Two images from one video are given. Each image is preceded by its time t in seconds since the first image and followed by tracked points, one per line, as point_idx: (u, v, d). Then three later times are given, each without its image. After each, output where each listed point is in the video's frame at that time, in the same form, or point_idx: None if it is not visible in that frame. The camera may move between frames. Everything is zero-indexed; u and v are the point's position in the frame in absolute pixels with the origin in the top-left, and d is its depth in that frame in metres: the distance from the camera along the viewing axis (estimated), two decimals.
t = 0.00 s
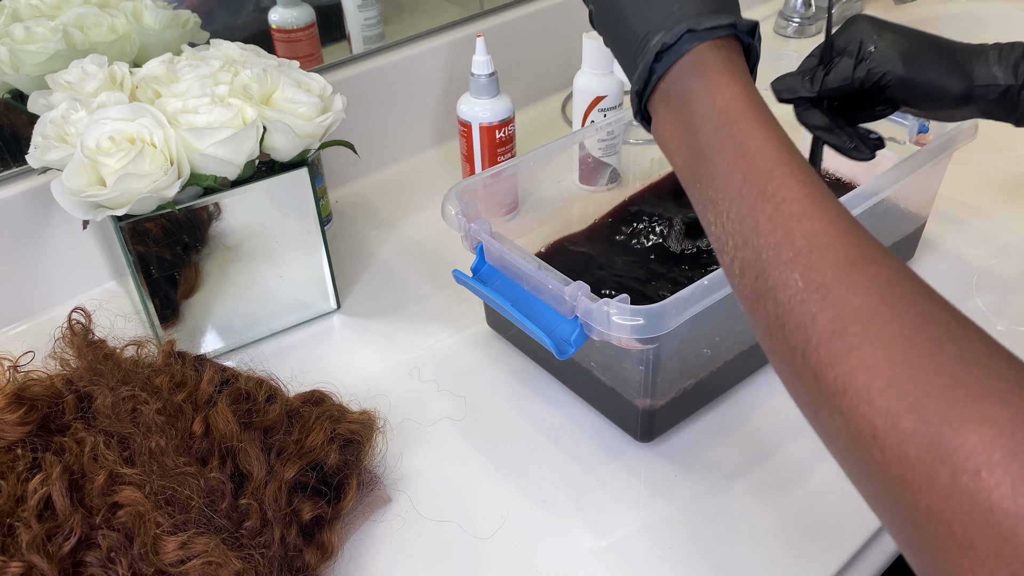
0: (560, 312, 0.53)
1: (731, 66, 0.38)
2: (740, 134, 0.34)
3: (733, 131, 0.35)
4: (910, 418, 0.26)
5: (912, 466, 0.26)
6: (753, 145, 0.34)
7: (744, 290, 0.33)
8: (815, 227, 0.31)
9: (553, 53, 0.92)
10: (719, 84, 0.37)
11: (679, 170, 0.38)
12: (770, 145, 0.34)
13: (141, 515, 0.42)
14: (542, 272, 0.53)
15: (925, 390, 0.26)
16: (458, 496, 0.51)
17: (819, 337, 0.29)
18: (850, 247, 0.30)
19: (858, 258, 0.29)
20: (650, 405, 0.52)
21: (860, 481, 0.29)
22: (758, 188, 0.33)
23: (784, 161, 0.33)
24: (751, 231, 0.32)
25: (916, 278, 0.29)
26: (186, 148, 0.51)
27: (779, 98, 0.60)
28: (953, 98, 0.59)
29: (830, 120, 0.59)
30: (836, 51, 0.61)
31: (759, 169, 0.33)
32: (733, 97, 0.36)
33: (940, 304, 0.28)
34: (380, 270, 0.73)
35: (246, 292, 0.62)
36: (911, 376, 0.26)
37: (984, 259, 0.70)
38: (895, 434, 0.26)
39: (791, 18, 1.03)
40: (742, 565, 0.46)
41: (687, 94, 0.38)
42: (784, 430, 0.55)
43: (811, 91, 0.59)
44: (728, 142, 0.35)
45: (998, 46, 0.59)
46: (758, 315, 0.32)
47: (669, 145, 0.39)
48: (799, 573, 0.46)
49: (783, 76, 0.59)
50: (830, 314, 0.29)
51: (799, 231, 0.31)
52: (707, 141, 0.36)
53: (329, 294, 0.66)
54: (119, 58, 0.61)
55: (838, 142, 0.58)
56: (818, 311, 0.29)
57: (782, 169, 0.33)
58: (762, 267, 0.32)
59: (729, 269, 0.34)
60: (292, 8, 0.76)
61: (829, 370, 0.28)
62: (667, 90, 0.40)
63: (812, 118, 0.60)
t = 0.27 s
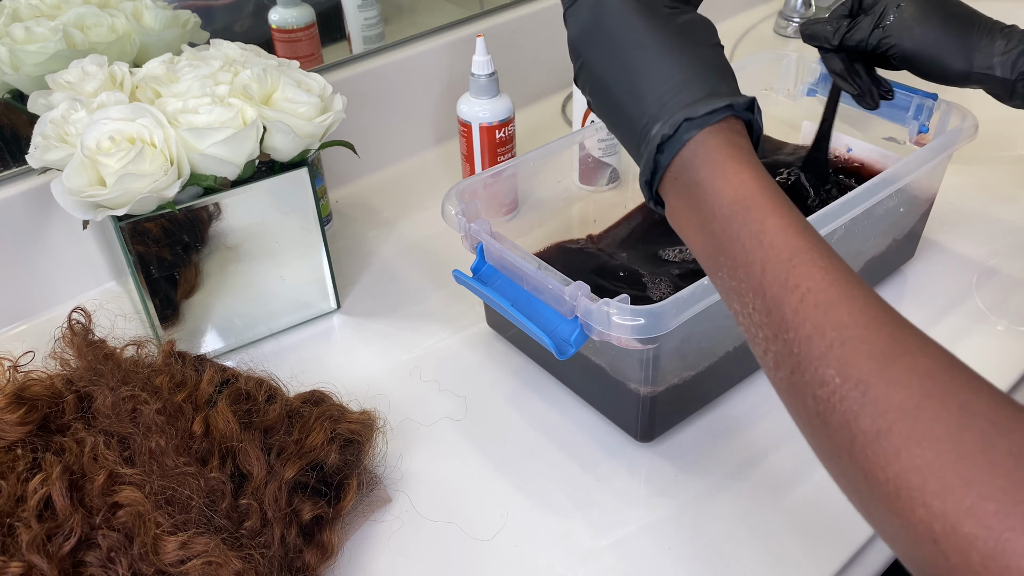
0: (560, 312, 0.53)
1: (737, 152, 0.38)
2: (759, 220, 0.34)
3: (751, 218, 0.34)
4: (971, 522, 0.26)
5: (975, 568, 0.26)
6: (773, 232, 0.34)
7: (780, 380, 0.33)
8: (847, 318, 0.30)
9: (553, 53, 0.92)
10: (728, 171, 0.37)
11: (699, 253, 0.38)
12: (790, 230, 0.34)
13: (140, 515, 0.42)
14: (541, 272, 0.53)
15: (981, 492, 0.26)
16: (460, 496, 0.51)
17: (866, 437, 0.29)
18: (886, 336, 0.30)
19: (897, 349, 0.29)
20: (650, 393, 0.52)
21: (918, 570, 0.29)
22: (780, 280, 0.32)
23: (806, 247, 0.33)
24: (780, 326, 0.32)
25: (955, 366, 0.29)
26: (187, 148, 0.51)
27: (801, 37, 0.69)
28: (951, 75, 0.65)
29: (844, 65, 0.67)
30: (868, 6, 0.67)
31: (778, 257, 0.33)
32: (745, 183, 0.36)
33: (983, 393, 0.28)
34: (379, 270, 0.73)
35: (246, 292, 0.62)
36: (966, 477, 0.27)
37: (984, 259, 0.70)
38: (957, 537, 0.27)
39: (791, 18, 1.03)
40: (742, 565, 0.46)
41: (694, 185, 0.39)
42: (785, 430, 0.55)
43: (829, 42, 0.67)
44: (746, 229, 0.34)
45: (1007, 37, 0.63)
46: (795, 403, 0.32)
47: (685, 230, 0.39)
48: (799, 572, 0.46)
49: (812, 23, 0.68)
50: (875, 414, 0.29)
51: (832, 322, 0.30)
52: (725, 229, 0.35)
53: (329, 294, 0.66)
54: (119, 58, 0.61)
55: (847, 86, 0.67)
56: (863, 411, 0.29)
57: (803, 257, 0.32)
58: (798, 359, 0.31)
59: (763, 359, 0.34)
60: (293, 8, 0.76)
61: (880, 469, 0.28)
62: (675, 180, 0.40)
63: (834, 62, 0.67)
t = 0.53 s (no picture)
0: (560, 313, 0.53)
1: (753, 187, 0.41)
2: (786, 259, 0.36)
3: (779, 257, 0.37)
4: None
5: None
6: (803, 270, 0.36)
7: (820, 416, 0.35)
8: (882, 355, 0.33)
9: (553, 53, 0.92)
10: (749, 207, 0.39)
11: (727, 289, 0.40)
12: (818, 267, 0.36)
13: (140, 515, 0.42)
14: (541, 272, 0.53)
15: None
16: (462, 495, 0.51)
17: (915, 475, 0.31)
18: (921, 371, 0.32)
19: (934, 383, 0.32)
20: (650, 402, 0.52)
21: None
22: (812, 318, 0.35)
23: (835, 283, 0.35)
24: (817, 365, 0.34)
25: (990, 395, 0.31)
26: (186, 148, 0.51)
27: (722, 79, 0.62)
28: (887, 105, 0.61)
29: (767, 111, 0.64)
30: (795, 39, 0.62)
31: (807, 296, 0.35)
32: (768, 221, 0.38)
33: (1023, 421, 0.30)
34: (379, 270, 0.73)
35: (246, 292, 0.62)
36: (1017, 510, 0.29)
37: (984, 259, 0.70)
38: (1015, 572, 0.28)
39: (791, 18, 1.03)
40: (742, 565, 0.46)
41: (713, 224, 0.41)
42: (785, 431, 0.55)
43: (756, 81, 0.61)
44: (776, 269, 0.37)
45: (936, 63, 0.60)
46: (838, 439, 0.34)
47: (709, 268, 0.41)
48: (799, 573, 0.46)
49: (734, 60, 0.61)
50: (923, 453, 0.31)
51: (870, 361, 0.33)
52: (753, 266, 0.38)
53: (329, 294, 0.66)
54: (119, 58, 0.61)
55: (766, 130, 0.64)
56: (909, 449, 0.31)
57: (833, 294, 0.35)
58: (839, 399, 0.33)
59: (801, 396, 0.36)
60: (293, 8, 0.76)
61: (932, 506, 0.30)
62: (693, 219, 0.42)
63: (742, 101, 0.62)
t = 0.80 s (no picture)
0: (560, 313, 0.53)
1: (753, 194, 0.41)
2: (792, 268, 0.37)
3: (785, 266, 0.37)
4: None
5: None
6: (809, 279, 0.36)
7: (829, 425, 0.35)
8: (891, 366, 0.33)
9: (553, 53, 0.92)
10: (751, 215, 0.39)
11: (732, 296, 0.40)
12: (823, 276, 0.36)
13: (140, 515, 0.42)
14: (541, 272, 0.53)
15: None
16: (463, 494, 0.51)
17: (930, 487, 0.31)
18: (931, 381, 0.32)
19: (944, 395, 0.32)
20: (650, 382, 0.52)
21: None
22: (820, 328, 0.35)
23: (841, 292, 0.35)
24: (826, 375, 0.34)
25: (1001, 404, 0.31)
26: (186, 148, 0.51)
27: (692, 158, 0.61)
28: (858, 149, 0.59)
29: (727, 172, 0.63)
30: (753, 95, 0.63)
31: (813, 306, 0.35)
32: (772, 229, 0.38)
33: None
34: (379, 269, 0.73)
35: (246, 292, 0.62)
36: None
37: (985, 259, 0.70)
38: None
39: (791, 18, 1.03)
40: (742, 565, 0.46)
41: (715, 233, 0.41)
42: (785, 430, 0.55)
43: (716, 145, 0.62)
44: (782, 278, 0.37)
45: (900, 99, 0.59)
46: (848, 449, 0.34)
47: (712, 276, 0.42)
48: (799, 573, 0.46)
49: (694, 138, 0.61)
50: (937, 465, 0.31)
51: (880, 372, 0.33)
52: (759, 275, 0.38)
53: (329, 295, 0.66)
54: (120, 58, 0.61)
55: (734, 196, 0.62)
56: (922, 461, 0.31)
57: (840, 304, 0.35)
58: (851, 410, 0.34)
59: (809, 405, 0.36)
60: (292, 8, 0.76)
61: (948, 519, 0.31)
62: (693, 226, 0.43)
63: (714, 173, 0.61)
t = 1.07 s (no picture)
0: (560, 312, 0.53)
1: (751, 199, 0.41)
2: (790, 274, 0.36)
3: (782, 272, 0.37)
4: None
5: None
6: (807, 284, 0.36)
7: (830, 433, 0.35)
8: (891, 373, 0.32)
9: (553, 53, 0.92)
10: (748, 221, 0.39)
11: (731, 303, 0.40)
12: (822, 282, 0.36)
13: (141, 515, 0.42)
14: (541, 272, 0.53)
15: None
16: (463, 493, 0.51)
17: (932, 496, 0.31)
18: (932, 389, 0.32)
19: (946, 402, 0.31)
20: (650, 388, 0.52)
21: None
22: (818, 334, 0.35)
23: (841, 299, 0.35)
24: (825, 382, 0.34)
25: (1006, 413, 0.31)
26: (187, 148, 0.51)
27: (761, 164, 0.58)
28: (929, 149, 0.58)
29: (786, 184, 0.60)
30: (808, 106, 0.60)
31: (811, 312, 0.35)
32: (769, 235, 0.38)
33: None
34: (379, 270, 0.73)
35: (245, 292, 0.62)
36: None
37: (984, 259, 0.70)
38: None
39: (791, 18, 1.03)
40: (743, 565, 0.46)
41: (712, 237, 0.41)
42: (785, 430, 0.55)
43: (780, 155, 0.59)
44: (780, 284, 0.37)
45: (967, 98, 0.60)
46: (850, 457, 0.34)
47: (711, 282, 0.42)
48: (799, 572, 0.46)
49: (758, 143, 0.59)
50: (939, 473, 0.30)
51: (880, 377, 0.33)
52: (757, 281, 0.38)
53: (329, 295, 0.66)
54: (119, 58, 0.61)
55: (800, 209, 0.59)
56: (923, 470, 0.31)
57: (838, 311, 0.35)
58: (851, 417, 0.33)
59: (810, 412, 0.36)
60: (292, 8, 0.76)
61: (951, 529, 0.30)
62: (692, 232, 0.43)
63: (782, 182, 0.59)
